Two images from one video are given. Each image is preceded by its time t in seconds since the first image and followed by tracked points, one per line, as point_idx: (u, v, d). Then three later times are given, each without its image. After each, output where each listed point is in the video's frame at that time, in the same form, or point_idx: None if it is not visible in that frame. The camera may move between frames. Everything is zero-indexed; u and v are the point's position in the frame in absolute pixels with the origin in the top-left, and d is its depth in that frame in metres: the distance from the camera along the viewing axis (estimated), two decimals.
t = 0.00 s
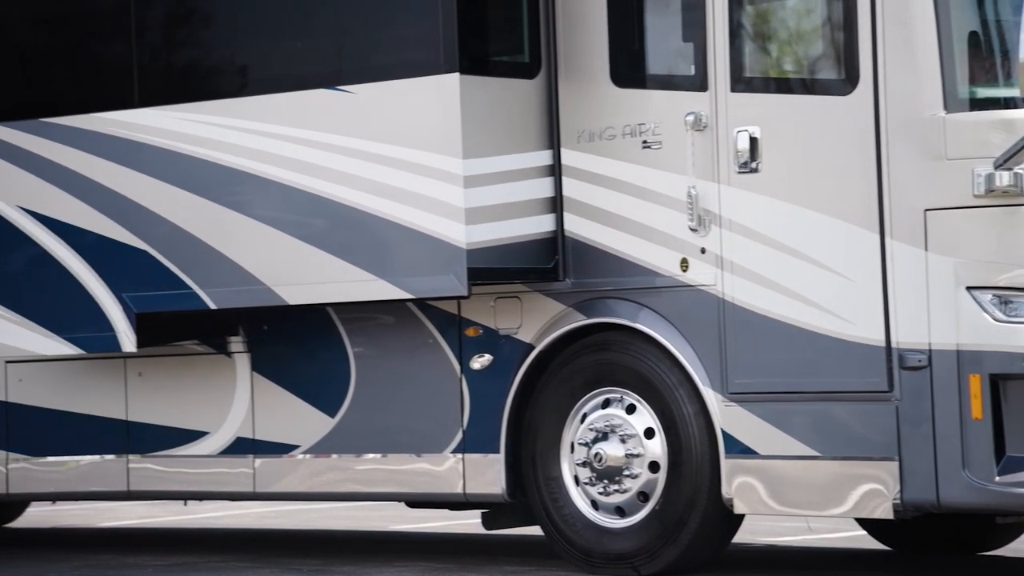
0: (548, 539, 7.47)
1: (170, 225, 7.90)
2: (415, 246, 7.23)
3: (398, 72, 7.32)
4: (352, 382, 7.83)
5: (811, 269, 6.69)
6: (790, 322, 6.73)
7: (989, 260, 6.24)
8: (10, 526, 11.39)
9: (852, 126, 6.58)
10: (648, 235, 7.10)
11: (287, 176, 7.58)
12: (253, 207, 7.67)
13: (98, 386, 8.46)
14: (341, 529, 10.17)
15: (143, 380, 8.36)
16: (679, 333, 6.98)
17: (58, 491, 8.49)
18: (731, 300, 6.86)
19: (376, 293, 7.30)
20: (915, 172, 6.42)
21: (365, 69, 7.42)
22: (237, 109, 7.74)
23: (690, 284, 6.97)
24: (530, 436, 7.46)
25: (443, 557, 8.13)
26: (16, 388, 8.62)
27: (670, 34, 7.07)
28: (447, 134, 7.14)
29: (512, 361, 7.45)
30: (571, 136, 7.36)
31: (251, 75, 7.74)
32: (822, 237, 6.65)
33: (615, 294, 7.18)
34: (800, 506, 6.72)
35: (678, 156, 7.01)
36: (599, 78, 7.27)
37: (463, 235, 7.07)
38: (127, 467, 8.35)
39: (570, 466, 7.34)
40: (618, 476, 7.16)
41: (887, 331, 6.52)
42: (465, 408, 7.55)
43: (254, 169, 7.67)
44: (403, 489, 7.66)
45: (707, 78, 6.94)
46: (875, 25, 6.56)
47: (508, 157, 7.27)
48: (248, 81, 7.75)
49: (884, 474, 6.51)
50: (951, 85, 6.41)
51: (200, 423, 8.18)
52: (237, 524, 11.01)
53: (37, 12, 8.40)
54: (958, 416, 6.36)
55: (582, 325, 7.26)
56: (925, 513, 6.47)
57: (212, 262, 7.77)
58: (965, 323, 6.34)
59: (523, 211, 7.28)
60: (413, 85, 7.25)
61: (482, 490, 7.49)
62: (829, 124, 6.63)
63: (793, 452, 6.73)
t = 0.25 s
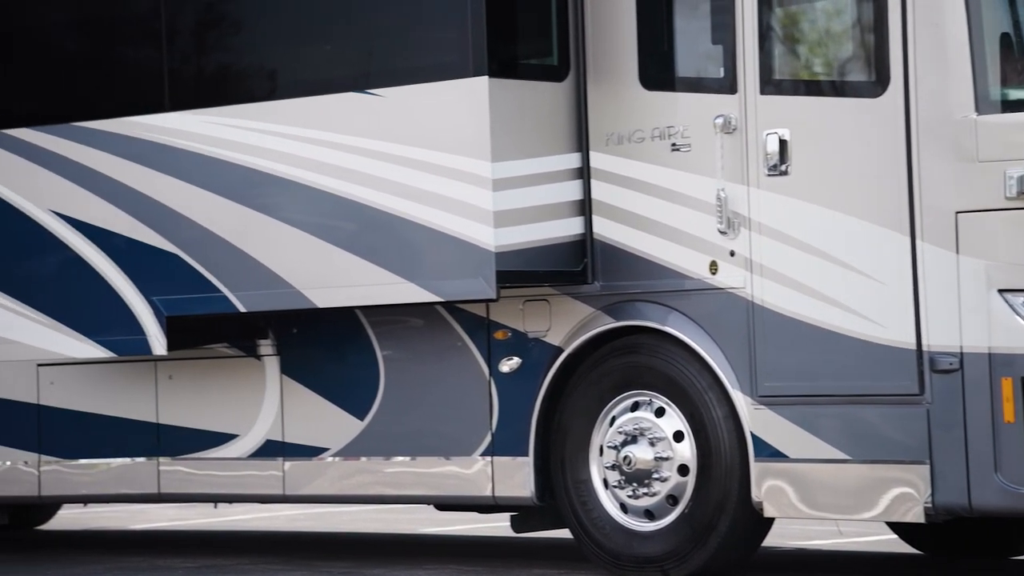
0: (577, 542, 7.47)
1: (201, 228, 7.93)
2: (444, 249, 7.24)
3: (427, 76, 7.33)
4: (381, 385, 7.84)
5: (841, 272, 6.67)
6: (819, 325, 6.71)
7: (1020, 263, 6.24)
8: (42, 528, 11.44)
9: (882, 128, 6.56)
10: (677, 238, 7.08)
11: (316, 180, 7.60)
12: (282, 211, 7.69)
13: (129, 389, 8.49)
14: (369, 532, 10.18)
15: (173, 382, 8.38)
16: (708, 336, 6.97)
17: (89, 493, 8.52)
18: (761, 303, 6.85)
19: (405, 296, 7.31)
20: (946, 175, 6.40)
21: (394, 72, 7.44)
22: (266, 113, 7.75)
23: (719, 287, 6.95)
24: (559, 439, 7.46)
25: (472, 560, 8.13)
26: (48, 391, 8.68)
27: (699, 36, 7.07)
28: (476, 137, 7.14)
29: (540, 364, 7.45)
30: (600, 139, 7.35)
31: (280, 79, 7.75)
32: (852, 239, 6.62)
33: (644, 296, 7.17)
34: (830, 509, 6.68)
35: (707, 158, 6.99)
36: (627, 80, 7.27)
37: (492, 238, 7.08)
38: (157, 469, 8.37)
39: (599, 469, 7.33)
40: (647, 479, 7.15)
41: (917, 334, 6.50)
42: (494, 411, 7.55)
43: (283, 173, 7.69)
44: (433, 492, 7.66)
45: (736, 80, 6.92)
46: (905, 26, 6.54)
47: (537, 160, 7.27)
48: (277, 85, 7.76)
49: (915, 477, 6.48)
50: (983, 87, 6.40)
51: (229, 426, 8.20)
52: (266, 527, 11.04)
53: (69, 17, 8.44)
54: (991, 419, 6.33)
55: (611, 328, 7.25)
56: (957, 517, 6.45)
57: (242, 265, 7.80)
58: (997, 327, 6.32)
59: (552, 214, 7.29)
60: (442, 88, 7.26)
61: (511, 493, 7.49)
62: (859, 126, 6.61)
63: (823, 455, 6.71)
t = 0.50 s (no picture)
0: (606, 545, 7.47)
1: (231, 232, 7.95)
2: (472, 252, 7.25)
3: (456, 79, 7.33)
4: (410, 388, 7.85)
5: (871, 274, 6.65)
6: (850, 328, 6.70)
7: None
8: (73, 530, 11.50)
9: (913, 130, 6.53)
10: (706, 241, 7.07)
11: (345, 183, 7.61)
12: (310, 214, 7.71)
13: (159, 392, 8.52)
14: (398, 534, 10.20)
15: (203, 385, 8.40)
16: (737, 339, 6.95)
17: (121, 496, 8.56)
18: (790, 305, 6.83)
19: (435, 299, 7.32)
20: (977, 177, 6.38)
21: (423, 75, 7.44)
22: (295, 117, 7.77)
23: (748, 289, 6.94)
24: (587, 442, 7.45)
25: (502, 562, 8.13)
26: (79, 394, 8.71)
27: (728, 38, 7.05)
28: (504, 140, 7.14)
29: (569, 366, 7.44)
30: (628, 141, 7.35)
31: (309, 83, 7.76)
32: (882, 242, 6.60)
33: (673, 299, 7.16)
34: (860, 513, 6.66)
35: (736, 161, 6.98)
36: (656, 83, 7.26)
37: (520, 241, 7.08)
38: (187, 471, 8.40)
39: (628, 472, 7.32)
40: (676, 482, 7.13)
41: (948, 337, 6.47)
42: (523, 413, 7.55)
43: (312, 176, 7.70)
44: (462, 495, 7.67)
45: (765, 83, 6.91)
46: (936, 27, 6.52)
47: (565, 163, 7.27)
48: (306, 88, 7.77)
49: (947, 481, 6.45)
50: (1015, 87, 6.40)
51: (259, 428, 8.22)
52: (296, 528, 11.07)
53: (99, 21, 8.48)
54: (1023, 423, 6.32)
55: (640, 330, 7.24)
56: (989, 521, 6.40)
57: (271, 268, 7.82)
58: None
59: (580, 217, 7.29)
60: (470, 91, 7.26)
61: (540, 496, 7.49)
62: (889, 128, 6.59)
63: (853, 458, 6.67)
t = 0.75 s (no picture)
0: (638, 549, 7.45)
1: (263, 235, 7.97)
2: (504, 255, 7.25)
3: (488, 82, 7.33)
4: (442, 391, 7.85)
5: (905, 277, 6.63)
6: (883, 331, 6.67)
7: None
8: (106, 531, 11.54)
9: (946, 132, 6.50)
10: (738, 243, 7.06)
11: (376, 186, 7.62)
12: (341, 217, 7.73)
13: (192, 395, 8.53)
14: (429, 537, 10.20)
15: (235, 388, 8.42)
16: (769, 342, 6.93)
17: (154, 498, 8.56)
18: (822, 308, 6.81)
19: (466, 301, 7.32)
20: (1012, 179, 6.36)
21: (454, 78, 7.45)
22: (327, 120, 7.78)
23: (780, 292, 6.92)
24: (618, 445, 7.45)
25: (534, 566, 8.12)
26: (113, 397, 8.72)
27: (760, 41, 7.04)
28: (535, 143, 7.14)
29: (600, 369, 7.44)
30: (660, 144, 7.34)
31: (341, 86, 7.77)
32: (916, 244, 6.58)
33: (705, 302, 7.15)
34: (894, 516, 6.63)
35: (768, 164, 6.96)
36: (688, 86, 7.25)
37: (551, 243, 7.08)
38: (220, 474, 8.41)
39: (660, 475, 7.31)
40: (708, 485, 7.12)
41: (983, 339, 6.44)
42: (554, 416, 7.55)
43: (343, 180, 7.71)
44: (493, 497, 7.67)
45: (797, 85, 6.89)
46: (970, 29, 6.48)
47: (597, 166, 7.27)
48: (338, 92, 7.78)
49: (982, 485, 6.42)
50: None
51: (291, 431, 8.23)
52: (327, 531, 11.09)
53: (134, 25, 8.52)
54: None
55: (671, 333, 7.23)
56: None
57: (303, 271, 7.83)
58: None
59: (612, 219, 7.28)
60: (501, 94, 7.27)
61: (571, 499, 7.48)
62: (923, 130, 6.56)
63: (887, 462, 6.65)
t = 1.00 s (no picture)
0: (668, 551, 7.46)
1: (292, 238, 7.99)
2: (532, 257, 7.25)
3: (517, 84, 7.33)
4: (471, 393, 7.85)
5: (936, 279, 6.60)
6: (914, 334, 6.64)
7: None
8: (136, 534, 11.56)
9: (977, 134, 6.47)
10: (767, 246, 7.04)
11: (405, 189, 7.64)
12: (370, 219, 7.74)
13: (221, 396, 8.52)
14: (459, 540, 10.21)
15: (265, 391, 8.42)
16: (799, 344, 6.91)
17: (183, 500, 8.54)
18: (852, 311, 6.79)
19: (495, 304, 7.33)
20: None
21: (483, 81, 7.45)
22: (356, 123, 7.79)
23: (809, 294, 6.91)
24: (648, 447, 7.46)
25: (564, 568, 8.12)
26: (143, 400, 8.68)
27: (790, 42, 7.02)
28: (564, 145, 7.14)
29: (629, 372, 7.44)
30: (689, 146, 7.34)
31: (370, 89, 7.78)
32: (946, 246, 6.55)
33: (733, 304, 7.15)
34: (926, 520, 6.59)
35: (798, 166, 6.94)
36: (717, 88, 7.24)
37: (580, 245, 7.07)
38: (250, 476, 8.39)
39: (689, 478, 7.32)
40: (738, 488, 7.12)
41: (1014, 342, 6.38)
42: (582, 418, 7.54)
43: (372, 182, 7.73)
44: (522, 500, 7.67)
45: (827, 87, 6.86)
46: (1001, 30, 6.44)
47: (625, 168, 7.27)
48: (366, 95, 7.79)
49: (1014, 488, 6.37)
50: None
51: (320, 433, 8.24)
52: (356, 533, 11.10)
53: (164, 28, 8.53)
54: None
55: (700, 336, 7.21)
56: None
57: (332, 274, 7.85)
58: None
59: (640, 221, 7.28)
60: (530, 96, 7.27)
61: (600, 502, 7.48)
62: (953, 132, 6.53)
63: (917, 465, 6.62)
